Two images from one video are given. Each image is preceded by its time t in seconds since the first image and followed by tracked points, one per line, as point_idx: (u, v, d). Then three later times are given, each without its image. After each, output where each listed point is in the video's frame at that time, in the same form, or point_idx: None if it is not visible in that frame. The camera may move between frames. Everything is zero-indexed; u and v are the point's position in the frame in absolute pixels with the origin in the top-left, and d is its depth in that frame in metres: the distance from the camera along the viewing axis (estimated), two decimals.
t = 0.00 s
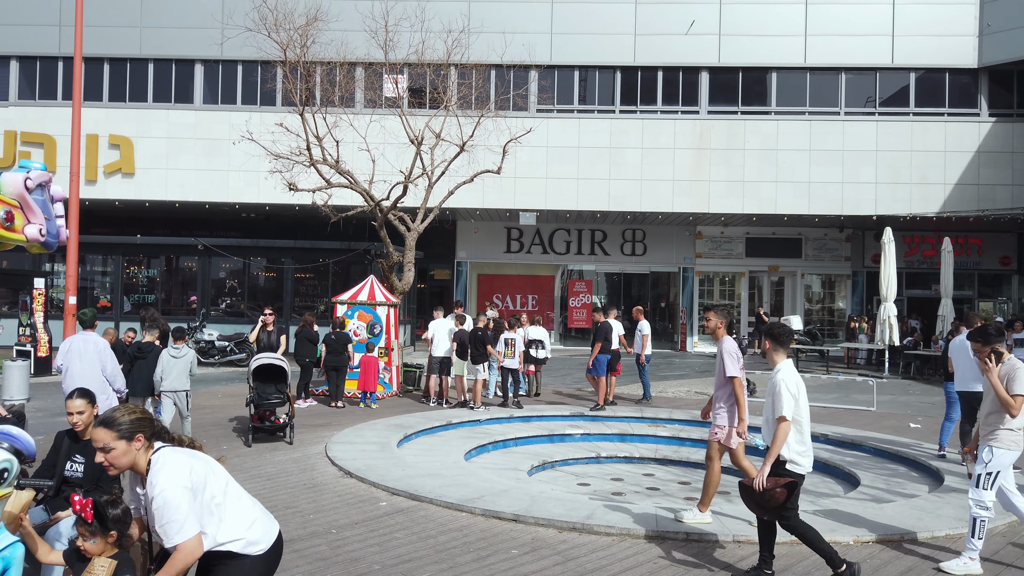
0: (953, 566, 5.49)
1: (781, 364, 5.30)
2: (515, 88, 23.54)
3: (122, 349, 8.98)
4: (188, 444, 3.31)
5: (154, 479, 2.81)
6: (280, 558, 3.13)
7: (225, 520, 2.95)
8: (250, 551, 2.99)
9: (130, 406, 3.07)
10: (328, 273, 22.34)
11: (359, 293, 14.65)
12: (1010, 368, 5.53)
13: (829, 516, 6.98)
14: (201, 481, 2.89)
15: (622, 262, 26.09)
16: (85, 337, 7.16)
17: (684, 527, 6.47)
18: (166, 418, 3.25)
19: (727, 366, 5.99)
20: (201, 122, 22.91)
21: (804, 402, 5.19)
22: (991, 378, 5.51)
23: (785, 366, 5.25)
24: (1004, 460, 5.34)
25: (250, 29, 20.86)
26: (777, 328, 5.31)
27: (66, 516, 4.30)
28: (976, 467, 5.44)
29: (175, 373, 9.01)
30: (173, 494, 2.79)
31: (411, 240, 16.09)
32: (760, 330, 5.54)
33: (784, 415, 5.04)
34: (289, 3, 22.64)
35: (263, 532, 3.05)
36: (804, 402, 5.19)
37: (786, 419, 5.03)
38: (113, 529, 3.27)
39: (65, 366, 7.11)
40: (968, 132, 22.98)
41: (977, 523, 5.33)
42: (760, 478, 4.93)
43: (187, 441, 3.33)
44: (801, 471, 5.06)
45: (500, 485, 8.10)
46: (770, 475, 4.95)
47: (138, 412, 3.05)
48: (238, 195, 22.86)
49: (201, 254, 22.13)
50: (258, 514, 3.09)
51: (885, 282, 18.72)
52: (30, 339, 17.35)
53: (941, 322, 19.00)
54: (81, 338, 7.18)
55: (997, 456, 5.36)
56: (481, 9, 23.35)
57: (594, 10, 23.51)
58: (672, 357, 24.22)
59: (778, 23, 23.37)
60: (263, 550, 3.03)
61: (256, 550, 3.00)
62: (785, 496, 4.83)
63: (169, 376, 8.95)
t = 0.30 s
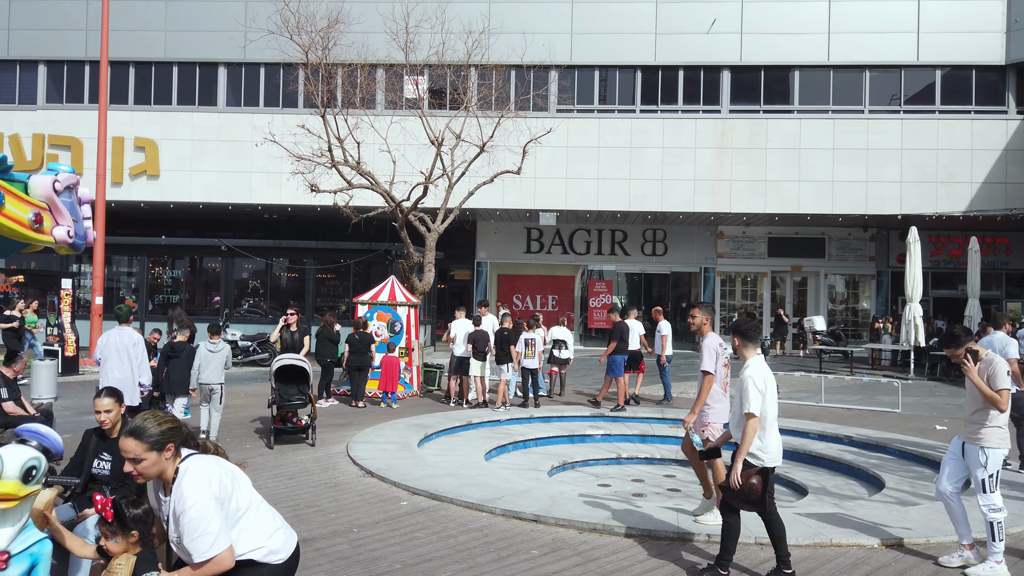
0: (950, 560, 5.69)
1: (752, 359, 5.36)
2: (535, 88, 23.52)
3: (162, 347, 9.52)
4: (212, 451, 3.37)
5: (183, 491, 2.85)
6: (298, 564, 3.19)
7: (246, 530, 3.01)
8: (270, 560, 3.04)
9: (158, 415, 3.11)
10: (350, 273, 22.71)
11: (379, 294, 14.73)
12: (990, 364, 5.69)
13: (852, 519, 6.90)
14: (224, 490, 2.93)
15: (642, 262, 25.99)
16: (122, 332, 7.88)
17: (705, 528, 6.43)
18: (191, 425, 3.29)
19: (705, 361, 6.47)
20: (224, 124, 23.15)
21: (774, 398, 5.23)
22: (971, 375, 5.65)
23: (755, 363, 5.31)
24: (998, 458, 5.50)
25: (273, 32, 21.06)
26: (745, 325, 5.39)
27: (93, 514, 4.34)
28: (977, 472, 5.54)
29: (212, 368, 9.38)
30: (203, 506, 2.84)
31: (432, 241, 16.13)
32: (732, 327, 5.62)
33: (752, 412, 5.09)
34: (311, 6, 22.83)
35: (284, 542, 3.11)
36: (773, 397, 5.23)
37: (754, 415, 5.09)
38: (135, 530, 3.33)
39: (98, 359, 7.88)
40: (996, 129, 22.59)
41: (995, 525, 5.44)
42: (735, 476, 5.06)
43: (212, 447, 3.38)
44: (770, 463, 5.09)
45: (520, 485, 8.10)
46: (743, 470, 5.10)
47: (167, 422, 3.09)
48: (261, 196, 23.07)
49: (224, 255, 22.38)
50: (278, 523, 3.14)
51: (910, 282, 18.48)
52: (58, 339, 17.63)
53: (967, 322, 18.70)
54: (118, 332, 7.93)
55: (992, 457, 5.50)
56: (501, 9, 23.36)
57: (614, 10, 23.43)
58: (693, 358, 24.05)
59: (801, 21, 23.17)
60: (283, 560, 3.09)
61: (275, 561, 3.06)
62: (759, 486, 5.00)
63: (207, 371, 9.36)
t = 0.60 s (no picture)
0: (899, 562, 5.66)
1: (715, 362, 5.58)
2: (555, 88, 23.48)
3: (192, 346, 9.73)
4: (241, 447, 3.39)
5: (212, 488, 2.87)
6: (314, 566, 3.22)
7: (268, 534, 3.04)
8: (287, 562, 3.07)
9: (192, 409, 3.14)
10: (370, 273, 22.82)
11: (400, 294, 14.78)
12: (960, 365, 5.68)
13: (877, 522, 6.82)
14: (252, 490, 2.97)
15: (663, 261, 25.86)
16: (161, 335, 8.31)
17: (730, 530, 6.39)
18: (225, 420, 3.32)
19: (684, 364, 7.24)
20: (247, 126, 23.38)
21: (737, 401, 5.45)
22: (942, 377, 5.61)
23: (717, 364, 5.53)
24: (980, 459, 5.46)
25: (295, 34, 21.24)
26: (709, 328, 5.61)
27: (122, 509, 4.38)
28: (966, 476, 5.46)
29: (242, 367, 9.82)
30: (233, 504, 2.87)
31: (452, 241, 16.17)
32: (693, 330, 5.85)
33: (713, 413, 5.28)
34: (333, 9, 22.99)
35: (303, 546, 3.14)
36: (732, 399, 5.44)
37: (714, 417, 5.28)
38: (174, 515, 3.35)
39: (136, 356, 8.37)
40: None
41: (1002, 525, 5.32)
42: (699, 477, 5.20)
43: (241, 443, 3.40)
44: (731, 462, 5.29)
45: (540, 485, 8.10)
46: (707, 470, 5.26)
47: (201, 418, 3.12)
48: (283, 197, 23.27)
49: (247, 256, 22.61)
50: (298, 527, 3.17)
51: (936, 282, 18.22)
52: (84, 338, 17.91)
53: (995, 323, 18.40)
54: (157, 333, 8.41)
55: (973, 460, 5.45)
56: (521, 9, 23.35)
57: (635, 8, 23.35)
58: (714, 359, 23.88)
59: (823, 18, 22.96)
60: (301, 562, 3.13)
61: (294, 564, 3.09)
62: (722, 486, 5.16)
63: (238, 371, 9.79)
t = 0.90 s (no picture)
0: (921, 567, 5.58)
1: (684, 358, 5.67)
2: (576, 88, 23.42)
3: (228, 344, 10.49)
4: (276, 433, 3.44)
5: (238, 465, 2.95)
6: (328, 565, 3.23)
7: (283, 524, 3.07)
8: (296, 557, 3.08)
9: (231, 385, 3.22)
10: (391, 274, 22.90)
11: (421, 294, 14.82)
12: (942, 360, 5.59)
13: (904, 525, 6.74)
14: (275, 475, 3.01)
15: (684, 262, 25.70)
16: (200, 331, 8.65)
17: (754, 532, 6.36)
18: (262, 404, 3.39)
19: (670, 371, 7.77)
20: (270, 128, 23.61)
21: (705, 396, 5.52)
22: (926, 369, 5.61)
23: (687, 362, 5.62)
24: (942, 454, 5.50)
25: (317, 36, 21.39)
26: (680, 327, 5.76)
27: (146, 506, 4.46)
28: (915, 461, 5.55)
29: (270, 363, 10.22)
30: (253, 485, 2.93)
31: (472, 241, 16.18)
32: (667, 328, 5.98)
33: (681, 408, 5.37)
34: (355, 11, 23.13)
35: (316, 543, 3.15)
36: (703, 395, 5.51)
37: (682, 411, 5.37)
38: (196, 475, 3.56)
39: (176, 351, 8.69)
40: None
41: (926, 517, 5.45)
42: (657, 465, 5.45)
43: (278, 430, 3.46)
44: (698, 456, 5.38)
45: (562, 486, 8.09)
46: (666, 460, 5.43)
47: (238, 395, 3.19)
48: (306, 198, 23.45)
49: (270, 257, 22.83)
50: (316, 524, 3.18)
51: (964, 282, 17.95)
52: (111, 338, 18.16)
53: None
54: (194, 330, 8.75)
55: (938, 454, 5.51)
56: (542, 9, 23.31)
57: (657, 6, 23.22)
58: (737, 360, 23.69)
59: (848, 15, 22.71)
60: (311, 559, 3.12)
61: (303, 559, 3.09)
62: (676, 475, 5.35)
63: (265, 365, 10.21)
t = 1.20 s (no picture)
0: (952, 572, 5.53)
1: (657, 353, 5.86)
2: (597, 87, 23.35)
3: (255, 341, 11.33)
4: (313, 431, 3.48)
5: (268, 455, 3.00)
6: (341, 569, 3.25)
7: (299, 524, 3.10)
8: (307, 560, 3.09)
9: (280, 374, 3.28)
10: (414, 274, 22.83)
11: (442, 294, 14.86)
12: (920, 366, 5.52)
13: (932, 528, 6.64)
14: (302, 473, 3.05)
15: (707, 261, 25.53)
16: (231, 333, 8.80)
17: (778, 534, 6.31)
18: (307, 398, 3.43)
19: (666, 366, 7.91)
20: (293, 130, 23.81)
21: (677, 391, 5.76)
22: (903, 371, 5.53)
23: (661, 357, 5.82)
24: (916, 458, 5.44)
25: (339, 38, 21.52)
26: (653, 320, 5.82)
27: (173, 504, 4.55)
28: (889, 465, 5.53)
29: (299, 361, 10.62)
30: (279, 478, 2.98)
31: (494, 241, 16.19)
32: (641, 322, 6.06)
33: (654, 401, 5.58)
34: (376, 12, 23.25)
35: (331, 547, 3.16)
36: (674, 389, 5.74)
37: (655, 405, 5.58)
38: (213, 430, 4.14)
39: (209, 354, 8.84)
40: None
41: (884, 521, 5.44)
42: (634, 461, 5.49)
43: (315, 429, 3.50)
44: (671, 449, 5.61)
45: (583, 487, 8.07)
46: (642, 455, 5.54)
47: (286, 387, 3.23)
48: (328, 199, 23.60)
49: (293, 257, 23.03)
50: (333, 529, 3.20)
51: (993, 281, 17.65)
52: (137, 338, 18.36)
53: None
54: (226, 332, 8.85)
55: (910, 454, 5.46)
56: (563, 8, 23.25)
57: (678, 4, 23.10)
58: (760, 360, 23.52)
59: (873, 12, 22.44)
60: (326, 563, 3.14)
61: (317, 562, 3.11)
62: (655, 472, 5.40)
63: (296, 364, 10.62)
